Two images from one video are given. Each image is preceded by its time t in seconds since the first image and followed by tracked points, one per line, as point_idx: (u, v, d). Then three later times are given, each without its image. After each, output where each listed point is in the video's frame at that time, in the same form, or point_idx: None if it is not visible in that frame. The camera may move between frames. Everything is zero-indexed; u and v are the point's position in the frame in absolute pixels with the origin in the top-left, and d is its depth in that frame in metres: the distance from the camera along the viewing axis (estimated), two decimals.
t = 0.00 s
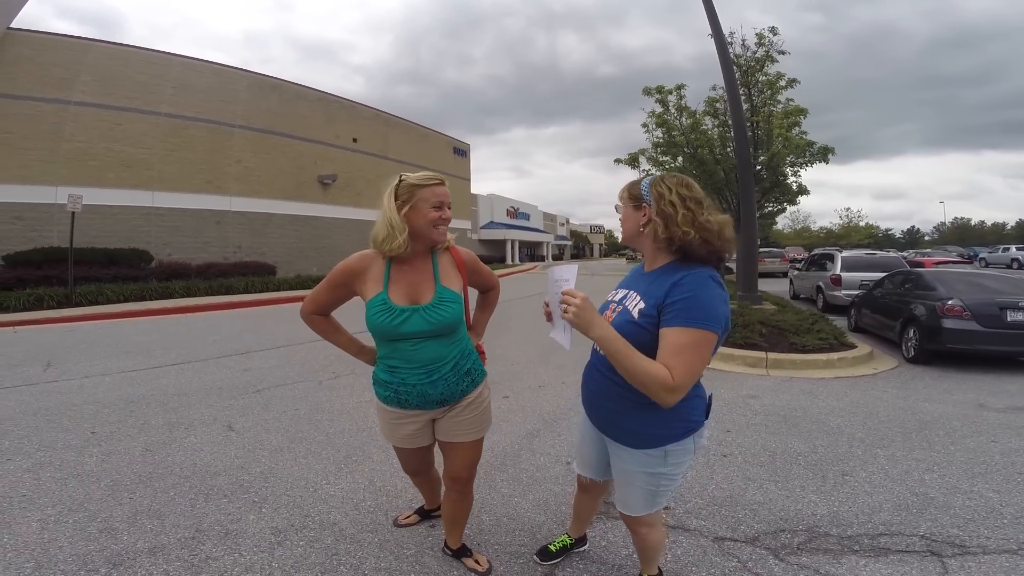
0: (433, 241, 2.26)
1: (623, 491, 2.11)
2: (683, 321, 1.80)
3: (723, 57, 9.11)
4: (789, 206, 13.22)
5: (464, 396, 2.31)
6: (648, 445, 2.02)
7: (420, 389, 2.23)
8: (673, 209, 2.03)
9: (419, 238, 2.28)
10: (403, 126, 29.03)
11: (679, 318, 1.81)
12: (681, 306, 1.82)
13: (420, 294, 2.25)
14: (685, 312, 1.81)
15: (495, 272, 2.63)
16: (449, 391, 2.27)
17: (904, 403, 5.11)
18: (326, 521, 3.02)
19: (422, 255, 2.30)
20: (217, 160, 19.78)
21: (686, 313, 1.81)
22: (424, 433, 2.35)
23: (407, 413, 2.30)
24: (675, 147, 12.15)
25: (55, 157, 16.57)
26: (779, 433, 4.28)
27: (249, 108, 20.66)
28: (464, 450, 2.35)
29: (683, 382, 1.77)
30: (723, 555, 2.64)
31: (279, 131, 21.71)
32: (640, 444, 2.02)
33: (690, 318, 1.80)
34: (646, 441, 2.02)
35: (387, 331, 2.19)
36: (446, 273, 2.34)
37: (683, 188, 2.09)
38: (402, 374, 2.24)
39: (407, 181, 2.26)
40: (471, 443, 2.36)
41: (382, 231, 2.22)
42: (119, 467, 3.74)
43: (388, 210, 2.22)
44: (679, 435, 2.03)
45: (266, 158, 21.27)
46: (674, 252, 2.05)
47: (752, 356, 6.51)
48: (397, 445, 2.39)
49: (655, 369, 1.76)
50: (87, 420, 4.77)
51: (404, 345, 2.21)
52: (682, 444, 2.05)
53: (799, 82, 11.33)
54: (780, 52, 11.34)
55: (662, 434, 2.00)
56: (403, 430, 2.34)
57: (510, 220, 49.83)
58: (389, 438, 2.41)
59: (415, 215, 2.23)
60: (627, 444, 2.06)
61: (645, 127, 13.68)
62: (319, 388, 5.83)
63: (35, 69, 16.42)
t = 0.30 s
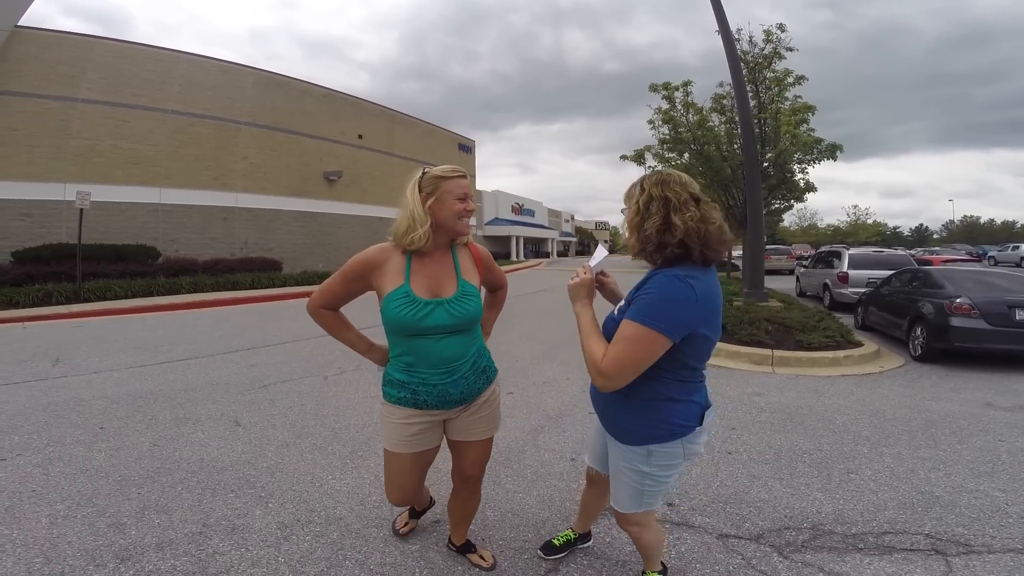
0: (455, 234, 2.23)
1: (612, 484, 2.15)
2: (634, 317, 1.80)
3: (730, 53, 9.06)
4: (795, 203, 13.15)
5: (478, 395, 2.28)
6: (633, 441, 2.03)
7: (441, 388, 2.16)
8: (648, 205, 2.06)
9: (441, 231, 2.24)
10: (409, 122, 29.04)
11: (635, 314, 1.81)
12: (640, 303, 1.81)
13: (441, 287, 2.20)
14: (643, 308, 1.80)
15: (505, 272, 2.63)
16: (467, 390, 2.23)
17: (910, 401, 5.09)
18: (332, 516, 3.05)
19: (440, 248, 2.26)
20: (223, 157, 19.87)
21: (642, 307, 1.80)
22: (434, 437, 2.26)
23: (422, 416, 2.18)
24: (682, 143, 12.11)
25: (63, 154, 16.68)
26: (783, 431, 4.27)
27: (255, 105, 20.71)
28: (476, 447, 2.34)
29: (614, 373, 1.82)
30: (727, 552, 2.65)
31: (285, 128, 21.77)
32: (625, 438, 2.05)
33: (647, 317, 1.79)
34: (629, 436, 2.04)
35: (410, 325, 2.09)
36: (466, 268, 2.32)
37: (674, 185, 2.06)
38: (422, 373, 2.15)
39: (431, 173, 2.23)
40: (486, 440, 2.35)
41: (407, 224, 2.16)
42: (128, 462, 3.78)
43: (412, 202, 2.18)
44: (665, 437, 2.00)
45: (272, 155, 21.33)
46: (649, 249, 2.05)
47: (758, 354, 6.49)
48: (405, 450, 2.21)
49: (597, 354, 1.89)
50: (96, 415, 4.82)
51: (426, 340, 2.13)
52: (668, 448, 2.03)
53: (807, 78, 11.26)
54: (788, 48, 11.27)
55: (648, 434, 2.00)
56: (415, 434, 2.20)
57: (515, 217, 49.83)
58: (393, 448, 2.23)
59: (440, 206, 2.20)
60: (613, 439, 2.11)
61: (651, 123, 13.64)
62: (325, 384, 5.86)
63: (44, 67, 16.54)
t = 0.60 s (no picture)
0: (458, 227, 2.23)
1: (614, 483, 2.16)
2: (633, 324, 1.81)
3: (733, 52, 9.05)
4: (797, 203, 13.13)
5: (480, 392, 2.30)
6: (635, 441, 2.03)
7: (447, 387, 2.15)
8: (643, 202, 2.05)
9: (444, 225, 2.23)
10: (410, 121, 29.04)
11: (634, 321, 1.81)
12: (636, 309, 1.82)
13: (445, 280, 2.19)
14: (639, 316, 1.81)
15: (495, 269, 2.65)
16: (470, 387, 2.24)
17: (912, 401, 5.08)
18: (333, 515, 3.05)
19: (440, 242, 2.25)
20: (225, 156, 19.89)
21: (641, 314, 1.81)
22: (435, 437, 2.22)
23: (427, 416, 2.16)
24: (683, 142, 12.11)
25: (65, 153, 16.71)
26: (784, 430, 4.27)
27: (257, 104, 20.73)
28: (476, 446, 2.35)
29: (632, 386, 1.83)
30: (729, 552, 2.65)
31: (287, 127, 21.77)
32: (627, 437, 2.05)
33: (645, 323, 1.79)
34: (630, 436, 2.05)
35: (419, 319, 2.06)
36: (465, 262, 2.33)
37: (670, 184, 2.05)
38: (428, 371, 2.13)
39: (433, 166, 2.21)
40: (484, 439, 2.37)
41: (410, 217, 2.13)
42: (130, 460, 3.79)
43: (416, 195, 2.14)
44: (667, 437, 2.00)
45: (274, 154, 21.34)
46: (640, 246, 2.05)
47: (759, 353, 6.49)
48: (407, 449, 2.16)
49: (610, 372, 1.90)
50: (98, 413, 4.83)
51: (435, 336, 2.11)
52: (670, 447, 2.03)
53: (809, 77, 11.25)
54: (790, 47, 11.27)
55: (649, 433, 2.00)
56: (418, 436, 2.17)
57: (516, 216, 49.86)
58: (395, 445, 2.16)
59: (444, 200, 2.19)
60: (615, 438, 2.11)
61: (653, 122, 13.65)
62: (327, 382, 5.87)
63: (46, 66, 16.57)
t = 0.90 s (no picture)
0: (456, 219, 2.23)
1: (630, 486, 2.13)
2: (686, 320, 1.81)
3: (733, 51, 9.03)
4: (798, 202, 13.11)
5: (475, 390, 2.31)
6: (662, 439, 2.02)
7: (448, 385, 2.16)
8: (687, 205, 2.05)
9: (441, 217, 2.23)
10: (411, 121, 29.04)
11: (684, 316, 1.81)
12: (682, 306, 1.82)
13: (446, 273, 2.19)
14: (687, 311, 1.81)
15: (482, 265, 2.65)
16: (468, 384, 2.25)
17: (914, 401, 5.07)
18: (334, 515, 3.05)
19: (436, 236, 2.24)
20: (225, 156, 19.89)
21: (688, 310, 1.81)
22: (432, 436, 2.22)
23: (426, 415, 2.16)
24: (684, 141, 12.10)
25: (65, 154, 16.73)
26: (786, 430, 4.27)
27: (258, 104, 20.74)
28: (471, 444, 2.35)
29: (708, 383, 1.82)
30: (729, 552, 2.64)
31: (287, 127, 21.77)
32: (654, 437, 2.03)
33: (696, 316, 1.80)
34: (652, 436, 2.03)
35: (423, 314, 2.05)
36: (461, 255, 2.34)
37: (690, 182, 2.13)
38: (431, 368, 2.12)
39: (429, 159, 2.20)
40: (477, 439, 2.37)
41: (410, 209, 2.11)
42: (131, 461, 3.80)
43: (414, 187, 2.13)
44: (695, 429, 2.03)
45: (274, 154, 21.34)
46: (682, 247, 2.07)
47: (760, 353, 6.48)
48: (405, 450, 2.16)
49: (669, 376, 1.82)
50: (99, 414, 4.84)
51: (440, 331, 2.11)
52: (695, 439, 2.06)
53: (810, 76, 11.24)
54: (791, 45, 11.25)
55: (679, 428, 2.01)
56: (416, 437, 2.16)
57: (517, 216, 49.87)
58: (393, 446, 2.15)
59: (441, 191, 2.19)
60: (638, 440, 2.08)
61: (653, 121, 13.64)
62: (328, 383, 5.87)
63: (46, 67, 16.58)
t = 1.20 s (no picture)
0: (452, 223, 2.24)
1: (650, 489, 2.12)
2: (731, 312, 1.92)
3: (728, 52, 9.06)
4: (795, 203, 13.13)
5: (469, 394, 2.31)
6: (689, 436, 2.06)
7: (443, 390, 2.15)
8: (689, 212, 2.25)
9: (436, 220, 2.22)
10: (408, 125, 29.07)
11: (722, 311, 1.91)
12: (719, 302, 1.92)
13: (442, 277, 2.18)
14: (725, 305, 1.91)
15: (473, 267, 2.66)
16: (463, 389, 2.25)
17: (913, 400, 5.07)
18: (335, 520, 3.04)
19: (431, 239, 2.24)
20: (222, 161, 19.88)
21: (726, 303, 1.92)
22: (425, 441, 2.21)
23: (420, 421, 2.15)
24: (681, 143, 12.11)
25: (63, 159, 16.71)
26: (786, 430, 4.26)
27: (255, 108, 20.74)
28: (464, 448, 2.34)
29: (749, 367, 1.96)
30: (731, 553, 2.63)
31: (284, 131, 21.77)
32: (680, 435, 2.05)
33: (732, 308, 1.92)
34: (675, 434, 2.04)
35: (421, 319, 2.04)
36: (457, 258, 2.34)
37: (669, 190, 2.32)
38: (427, 374, 2.11)
39: (424, 162, 2.20)
40: (472, 442, 2.36)
41: (405, 211, 2.10)
42: (130, 467, 3.78)
43: (409, 189, 2.13)
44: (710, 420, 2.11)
45: (272, 159, 21.34)
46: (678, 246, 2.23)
47: (759, 354, 6.48)
48: (398, 456, 2.16)
49: (726, 372, 1.89)
50: (98, 420, 4.82)
51: (436, 336, 2.10)
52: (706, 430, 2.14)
53: (805, 77, 11.27)
54: (786, 47, 11.29)
55: (700, 423, 2.06)
56: (409, 442, 2.16)
57: (515, 219, 49.92)
58: (387, 452, 2.15)
59: (436, 193, 2.18)
60: (661, 441, 2.06)
61: (650, 123, 13.66)
62: (327, 387, 5.85)
63: (43, 72, 16.56)
